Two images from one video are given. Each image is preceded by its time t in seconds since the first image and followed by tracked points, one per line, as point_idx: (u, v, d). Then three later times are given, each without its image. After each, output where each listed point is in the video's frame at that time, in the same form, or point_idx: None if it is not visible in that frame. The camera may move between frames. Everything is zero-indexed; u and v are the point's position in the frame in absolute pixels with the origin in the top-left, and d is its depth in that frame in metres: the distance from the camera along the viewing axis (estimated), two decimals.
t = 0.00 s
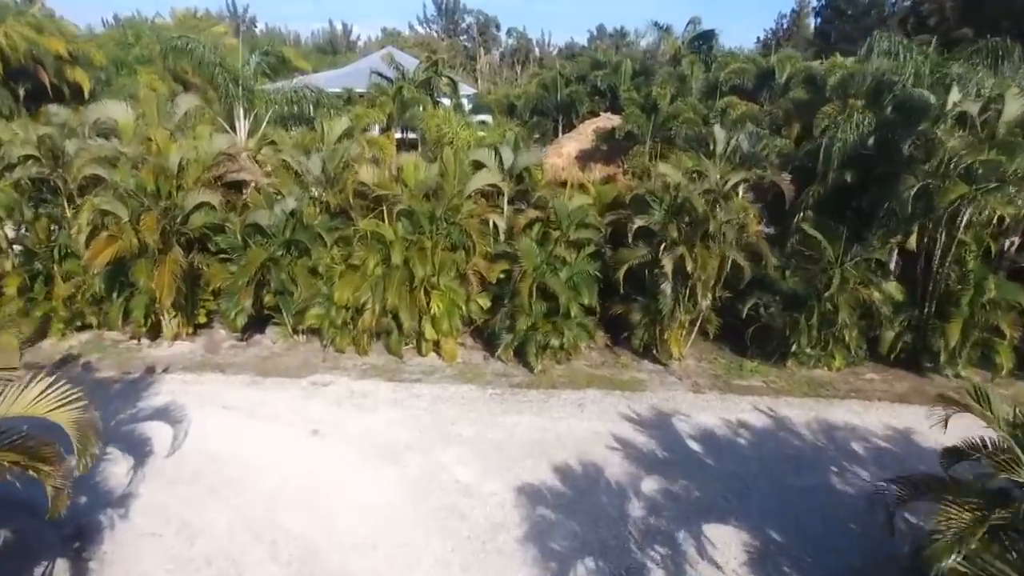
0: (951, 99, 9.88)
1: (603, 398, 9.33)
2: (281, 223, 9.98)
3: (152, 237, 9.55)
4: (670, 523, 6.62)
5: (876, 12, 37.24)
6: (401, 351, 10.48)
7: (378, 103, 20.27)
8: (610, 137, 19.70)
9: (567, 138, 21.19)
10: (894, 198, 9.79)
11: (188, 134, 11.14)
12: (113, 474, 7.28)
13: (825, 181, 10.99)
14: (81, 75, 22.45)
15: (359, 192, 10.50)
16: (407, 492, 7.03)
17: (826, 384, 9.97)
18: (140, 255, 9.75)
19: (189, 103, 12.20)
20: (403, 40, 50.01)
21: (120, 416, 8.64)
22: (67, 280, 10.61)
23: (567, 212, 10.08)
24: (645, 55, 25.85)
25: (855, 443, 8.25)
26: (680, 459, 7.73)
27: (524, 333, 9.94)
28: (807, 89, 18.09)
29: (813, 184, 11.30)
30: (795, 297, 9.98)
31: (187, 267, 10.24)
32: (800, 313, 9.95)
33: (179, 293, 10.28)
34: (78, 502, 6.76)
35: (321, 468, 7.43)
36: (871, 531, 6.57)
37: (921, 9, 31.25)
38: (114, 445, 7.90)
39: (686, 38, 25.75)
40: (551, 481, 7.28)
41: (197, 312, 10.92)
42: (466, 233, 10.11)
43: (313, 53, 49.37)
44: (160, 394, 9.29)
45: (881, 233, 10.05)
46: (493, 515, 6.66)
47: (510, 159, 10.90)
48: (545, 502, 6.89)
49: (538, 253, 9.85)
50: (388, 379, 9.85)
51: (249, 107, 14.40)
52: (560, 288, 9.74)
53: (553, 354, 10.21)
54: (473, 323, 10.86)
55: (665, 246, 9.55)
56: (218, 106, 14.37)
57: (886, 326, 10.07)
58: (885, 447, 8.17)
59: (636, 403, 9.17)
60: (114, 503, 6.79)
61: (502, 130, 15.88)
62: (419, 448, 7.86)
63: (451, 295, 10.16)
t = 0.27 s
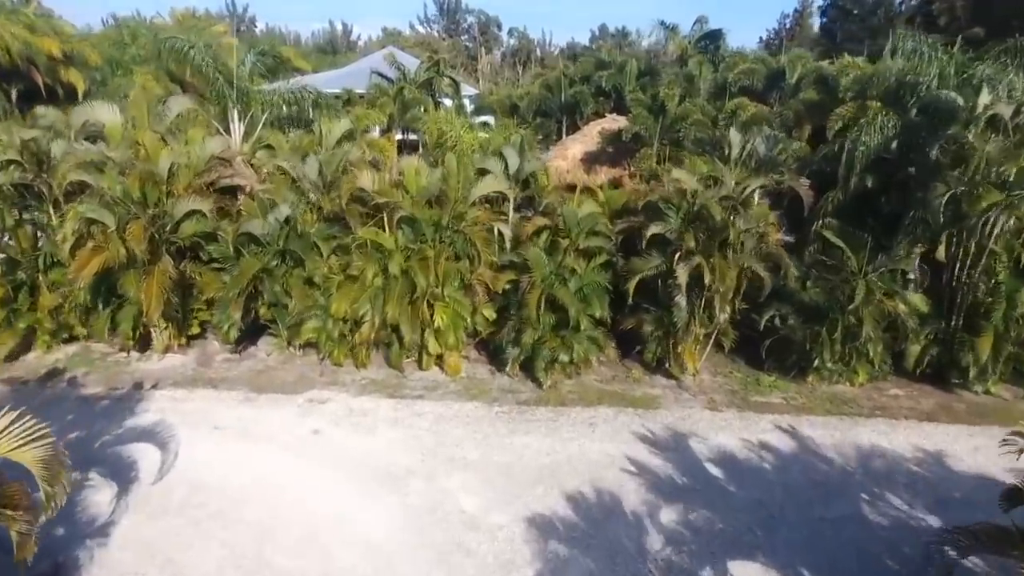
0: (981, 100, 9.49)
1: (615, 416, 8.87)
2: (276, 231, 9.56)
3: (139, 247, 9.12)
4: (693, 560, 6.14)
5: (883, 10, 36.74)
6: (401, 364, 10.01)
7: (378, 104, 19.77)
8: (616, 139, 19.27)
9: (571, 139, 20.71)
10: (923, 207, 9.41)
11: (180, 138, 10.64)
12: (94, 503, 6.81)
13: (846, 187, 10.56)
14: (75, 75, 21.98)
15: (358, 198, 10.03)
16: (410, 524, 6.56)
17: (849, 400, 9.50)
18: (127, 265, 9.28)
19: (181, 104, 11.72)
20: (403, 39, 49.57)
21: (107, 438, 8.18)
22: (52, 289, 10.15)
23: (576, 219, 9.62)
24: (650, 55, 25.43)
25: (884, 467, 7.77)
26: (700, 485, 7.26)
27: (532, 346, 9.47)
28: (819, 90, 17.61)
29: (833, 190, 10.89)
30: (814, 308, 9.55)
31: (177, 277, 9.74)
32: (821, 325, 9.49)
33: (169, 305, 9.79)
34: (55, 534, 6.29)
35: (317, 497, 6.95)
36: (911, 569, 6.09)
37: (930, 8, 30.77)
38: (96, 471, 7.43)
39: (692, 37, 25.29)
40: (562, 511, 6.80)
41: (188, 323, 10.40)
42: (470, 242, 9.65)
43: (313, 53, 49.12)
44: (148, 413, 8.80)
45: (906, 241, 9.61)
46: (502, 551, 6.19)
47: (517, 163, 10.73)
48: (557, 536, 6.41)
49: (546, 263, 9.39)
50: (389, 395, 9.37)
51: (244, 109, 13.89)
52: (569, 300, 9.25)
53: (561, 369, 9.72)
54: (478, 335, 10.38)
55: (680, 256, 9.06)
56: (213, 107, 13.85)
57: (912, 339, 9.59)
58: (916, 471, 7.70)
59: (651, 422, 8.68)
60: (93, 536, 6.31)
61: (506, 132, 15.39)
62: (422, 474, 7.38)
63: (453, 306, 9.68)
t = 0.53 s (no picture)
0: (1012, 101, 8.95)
1: (629, 434, 8.41)
2: (270, 238, 9.08)
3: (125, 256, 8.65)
4: None
5: (887, 9, 35.84)
6: (402, 379, 9.52)
7: (378, 104, 19.29)
8: (621, 141, 18.86)
9: (575, 141, 20.25)
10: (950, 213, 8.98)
11: (170, 141, 10.15)
12: (72, 534, 6.34)
13: (867, 191, 10.08)
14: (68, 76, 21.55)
15: (358, 205, 9.60)
16: (413, 557, 6.09)
17: (874, 416, 9.03)
18: (113, 275, 8.81)
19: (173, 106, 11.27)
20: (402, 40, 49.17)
21: (91, 459, 7.70)
22: (36, 299, 9.59)
23: (587, 226, 9.17)
24: (654, 55, 25.05)
25: (917, 491, 7.31)
26: (723, 512, 6.80)
27: (540, 360, 8.99)
28: (830, 91, 17.14)
29: (853, 196, 10.42)
30: (834, 320, 9.13)
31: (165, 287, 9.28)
32: (845, 337, 9.03)
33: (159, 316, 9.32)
34: (28, 571, 5.82)
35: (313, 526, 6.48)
36: None
37: (937, 7, 30.33)
38: (79, 495, 6.99)
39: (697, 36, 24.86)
40: (577, 542, 6.34)
41: (179, 335, 9.96)
42: (475, 250, 9.19)
43: (312, 53, 48.70)
44: (135, 433, 8.31)
45: (932, 249, 9.31)
46: None
47: (524, 167, 10.42)
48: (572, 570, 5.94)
49: (555, 272, 8.92)
50: (389, 412, 8.89)
51: (239, 110, 13.39)
52: (580, 311, 8.77)
53: (571, 383, 9.25)
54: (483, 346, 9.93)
55: (696, 264, 8.56)
56: (208, 109, 13.47)
57: (938, 352, 9.14)
58: (951, 496, 7.24)
59: (667, 441, 8.22)
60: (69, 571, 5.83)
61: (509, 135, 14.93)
62: (425, 500, 6.91)
63: (457, 318, 9.19)
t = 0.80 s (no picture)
0: None
1: (644, 452, 7.95)
2: (265, 245, 8.60)
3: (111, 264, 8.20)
4: None
5: (894, 9, 34.75)
6: (406, 391, 9.09)
7: (379, 104, 18.85)
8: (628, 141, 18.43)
9: (581, 141, 19.79)
10: (984, 218, 8.50)
11: (161, 142, 9.70)
12: (47, 565, 5.87)
13: (891, 194, 9.67)
14: (63, 75, 21.12)
15: (357, 209, 9.13)
16: None
17: (901, 433, 8.55)
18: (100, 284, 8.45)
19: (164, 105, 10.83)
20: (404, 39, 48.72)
21: (73, 479, 7.24)
22: (21, 307, 9.21)
23: (598, 231, 8.71)
24: (660, 54, 24.63)
25: (955, 516, 6.84)
26: (748, 541, 6.33)
27: (549, 373, 8.53)
28: (844, 90, 16.66)
29: (876, 200, 9.93)
30: (860, 330, 8.68)
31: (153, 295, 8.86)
32: (870, 349, 8.61)
33: (146, 325, 8.93)
34: None
35: (308, 557, 6.01)
36: None
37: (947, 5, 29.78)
38: (60, 518, 6.58)
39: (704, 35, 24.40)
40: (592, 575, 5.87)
41: (169, 346, 9.62)
42: (481, 257, 8.73)
43: (313, 52, 48.28)
44: (121, 450, 7.85)
45: (963, 256, 8.70)
46: None
47: (531, 169, 9.98)
48: None
49: (566, 280, 8.47)
50: (390, 428, 8.43)
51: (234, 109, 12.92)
52: (592, 321, 8.30)
53: (581, 397, 8.79)
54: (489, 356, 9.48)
55: (715, 272, 8.13)
56: (204, 110, 13.14)
57: (969, 365, 8.65)
58: (991, 521, 6.77)
59: (684, 461, 7.76)
60: None
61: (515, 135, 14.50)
62: (429, 528, 6.44)
63: (462, 328, 8.74)
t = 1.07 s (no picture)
0: None
1: (659, 471, 7.48)
2: (257, 250, 8.14)
3: (93, 272, 7.73)
4: None
5: (902, 6, 33.57)
6: (407, 404, 8.62)
7: (379, 103, 18.37)
8: (635, 141, 17.99)
9: (586, 141, 19.32)
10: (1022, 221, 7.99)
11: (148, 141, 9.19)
12: None
13: (914, 195, 9.16)
14: (56, 72, 20.69)
15: (355, 212, 8.65)
16: None
17: (931, 449, 8.08)
18: (81, 293, 8.11)
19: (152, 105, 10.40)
20: (405, 38, 48.29)
21: (52, 499, 6.74)
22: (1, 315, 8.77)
23: (610, 236, 8.21)
24: (666, 53, 24.23)
25: (997, 545, 6.35)
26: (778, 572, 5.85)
27: (559, 386, 8.05)
28: (857, 89, 16.19)
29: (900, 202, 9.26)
30: (886, 341, 8.21)
31: (139, 302, 8.40)
32: (897, 361, 8.12)
33: (132, 334, 8.49)
34: None
35: None
36: None
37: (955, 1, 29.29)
38: (36, 543, 6.07)
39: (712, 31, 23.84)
40: None
41: (157, 356, 9.14)
42: (487, 263, 8.27)
43: (312, 51, 47.83)
44: (104, 468, 7.34)
45: (996, 262, 8.23)
46: None
47: (537, 170, 9.51)
48: None
49: (577, 288, 7.99)
50: (390, 444, 7.96)
51: (228, 106, 12.43)
52: (604, 331, 7.82)
53: (592, 411, 8.31)
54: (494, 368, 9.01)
55: (735, 279, 7.67)
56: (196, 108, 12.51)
57: (1004, 378, 8.13)
58: None
59: (703, 481, 7.29)
60: None
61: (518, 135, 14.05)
62: (431, 558, 5.96)
63: (467, 338, 8.28)
